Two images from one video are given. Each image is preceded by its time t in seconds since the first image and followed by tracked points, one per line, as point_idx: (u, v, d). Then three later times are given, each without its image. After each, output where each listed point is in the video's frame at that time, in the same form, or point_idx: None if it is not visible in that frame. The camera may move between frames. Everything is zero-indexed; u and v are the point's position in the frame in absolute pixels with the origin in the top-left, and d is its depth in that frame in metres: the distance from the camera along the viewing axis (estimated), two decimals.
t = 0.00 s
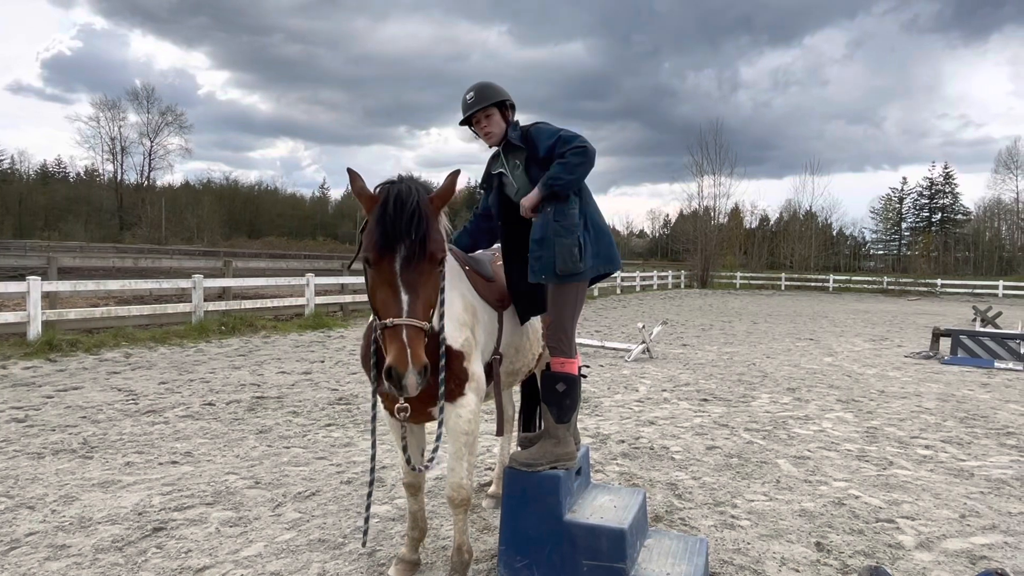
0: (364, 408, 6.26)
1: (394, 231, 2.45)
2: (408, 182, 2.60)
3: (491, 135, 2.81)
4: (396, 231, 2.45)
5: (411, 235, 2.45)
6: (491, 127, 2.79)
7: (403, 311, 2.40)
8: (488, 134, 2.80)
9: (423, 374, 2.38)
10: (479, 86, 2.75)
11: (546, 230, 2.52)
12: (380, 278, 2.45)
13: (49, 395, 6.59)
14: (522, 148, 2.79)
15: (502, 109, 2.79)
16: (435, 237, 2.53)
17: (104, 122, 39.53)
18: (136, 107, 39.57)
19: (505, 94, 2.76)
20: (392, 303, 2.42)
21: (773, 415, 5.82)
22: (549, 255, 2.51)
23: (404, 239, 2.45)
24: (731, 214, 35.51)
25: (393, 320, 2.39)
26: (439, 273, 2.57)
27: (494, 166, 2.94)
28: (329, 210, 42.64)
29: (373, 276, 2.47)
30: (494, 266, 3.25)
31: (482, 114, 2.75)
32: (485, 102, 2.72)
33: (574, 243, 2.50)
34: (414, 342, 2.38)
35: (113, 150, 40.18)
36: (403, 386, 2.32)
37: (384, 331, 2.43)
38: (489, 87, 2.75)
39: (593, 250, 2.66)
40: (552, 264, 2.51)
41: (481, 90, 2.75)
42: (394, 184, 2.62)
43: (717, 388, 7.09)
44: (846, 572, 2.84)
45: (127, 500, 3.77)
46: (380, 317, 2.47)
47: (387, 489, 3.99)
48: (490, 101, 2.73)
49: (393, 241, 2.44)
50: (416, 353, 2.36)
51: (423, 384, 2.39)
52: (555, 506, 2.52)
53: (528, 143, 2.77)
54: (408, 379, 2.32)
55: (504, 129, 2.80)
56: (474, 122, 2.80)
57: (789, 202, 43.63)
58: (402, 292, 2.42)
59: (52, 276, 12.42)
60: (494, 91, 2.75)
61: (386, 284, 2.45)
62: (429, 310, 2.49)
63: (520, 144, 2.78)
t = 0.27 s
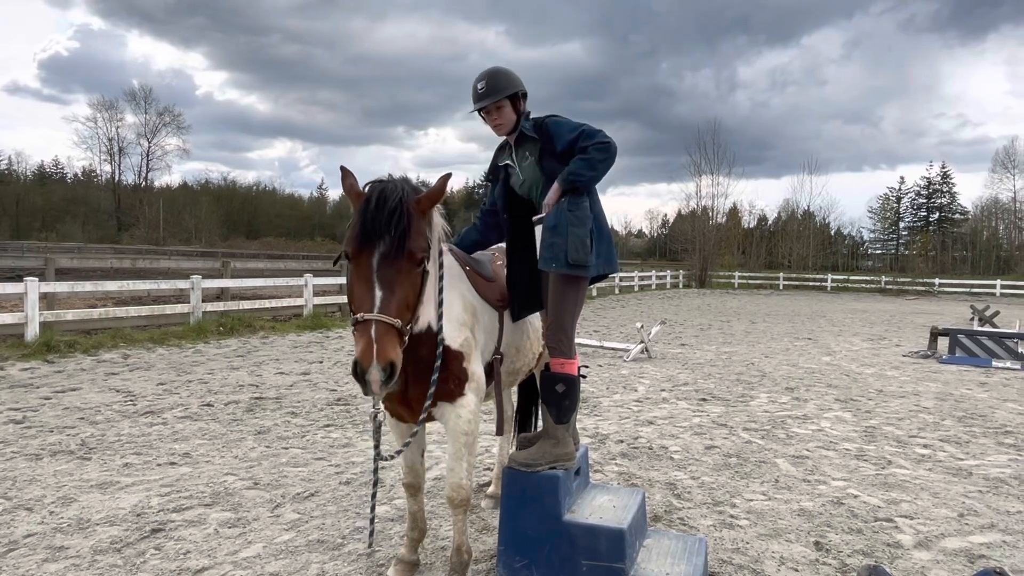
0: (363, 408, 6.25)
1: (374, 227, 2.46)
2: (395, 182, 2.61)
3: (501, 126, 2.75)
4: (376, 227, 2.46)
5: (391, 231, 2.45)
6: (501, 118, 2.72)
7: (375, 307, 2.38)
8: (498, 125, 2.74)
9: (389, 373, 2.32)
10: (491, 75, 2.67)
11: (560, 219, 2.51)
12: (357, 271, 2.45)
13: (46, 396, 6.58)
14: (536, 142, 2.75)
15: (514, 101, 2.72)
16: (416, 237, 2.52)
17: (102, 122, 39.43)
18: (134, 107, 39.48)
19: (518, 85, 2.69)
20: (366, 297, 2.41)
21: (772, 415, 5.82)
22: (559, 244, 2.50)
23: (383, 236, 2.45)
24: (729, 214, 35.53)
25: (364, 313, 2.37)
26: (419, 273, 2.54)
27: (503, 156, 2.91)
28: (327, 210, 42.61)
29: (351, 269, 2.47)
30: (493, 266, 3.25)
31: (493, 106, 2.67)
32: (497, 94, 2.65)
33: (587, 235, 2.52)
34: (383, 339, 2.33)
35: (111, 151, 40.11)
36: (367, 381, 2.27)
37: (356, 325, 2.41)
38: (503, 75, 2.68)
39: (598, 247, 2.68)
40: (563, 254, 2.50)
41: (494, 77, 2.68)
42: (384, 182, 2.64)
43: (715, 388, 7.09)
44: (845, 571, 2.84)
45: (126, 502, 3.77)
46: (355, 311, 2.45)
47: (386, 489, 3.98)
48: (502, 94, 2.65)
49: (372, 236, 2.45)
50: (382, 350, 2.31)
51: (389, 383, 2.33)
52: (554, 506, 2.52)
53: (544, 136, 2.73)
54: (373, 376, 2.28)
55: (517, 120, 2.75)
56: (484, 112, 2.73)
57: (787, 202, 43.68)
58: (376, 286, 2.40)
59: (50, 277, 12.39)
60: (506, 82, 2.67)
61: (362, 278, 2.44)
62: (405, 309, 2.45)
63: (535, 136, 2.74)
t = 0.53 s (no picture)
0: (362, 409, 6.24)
1: (364, 220, 2.47)
2: (385, 177, 2.61)
3: (509, 125, 2.70)
4: (366, 220, 2.46)
5: (380, 224, 2.45)
6: (511, 117, 2.67)
7: (364, 298, 2.37)
8: (507, 123, 2.69)
9: (378, 364, 2.31)
10: (500, 71, 2.62)
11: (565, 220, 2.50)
12: (347, 264, 2.45)
13: (45, 398, 6.56)
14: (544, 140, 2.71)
15: (523, 98, 2.66)
16: (406, 229, 2.52)
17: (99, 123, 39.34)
18: (132, 108, 39.40)
19: (527, 82, 2.63)
20: (355, 289, 2.41)
21: (771, 414, 5.82)
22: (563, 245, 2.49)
23: (372, 228, 2.45)
24: (727, 213, 35.56)
25: (353, 305, 2.37)
26: (410, 266, 2.53)
27: (511, 151, 2.90)
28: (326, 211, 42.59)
29: (342, 262, 2.48)
30: (492, 266, 3.25)
31: (501, 104, 2.62)
32: (505, 92, 2.60)
33: (593, 237, 2.52)
34: (371, 330, 2.32)
35: (108, 151, 40.05)
36: (356, 373, 2.27)
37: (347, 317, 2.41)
38: (511, 71, 2.62)
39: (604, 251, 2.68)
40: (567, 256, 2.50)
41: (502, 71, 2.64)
42: (376, 178, 2.66)
43: (714, 387, 7.10)
44: (844, 570, 2.84)
45: (124, 503, 3.76)
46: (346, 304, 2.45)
47: (385, 490, 3.98)
48: (511, 92, 2.59)
49: (361, 228, 2.45)
50: (371, 341, 2.30)
51: (378, 375, 2.31)
52: (553, 507, 2.52)
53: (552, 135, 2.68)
54: (362, 367, 2.27)
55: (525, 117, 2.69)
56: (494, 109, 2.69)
57: (785, 201, 43.72)
58: (365, 278, 2.40)
59: (48, 278, 12.38)
60: (515, 79, 2.62)
61: (351, 270, 2.44)
62: (395, 301, 2.44)
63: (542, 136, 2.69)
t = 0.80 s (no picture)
0: (360, 410, 6.23)
1: (354, 217, 2.47)
2: (378, 173, 2.61)
3: (515, 120, 2.72)
4: (356, 217, 2.47)
5: (370, 220, 2.45)
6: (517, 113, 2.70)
7: (353, 294, 2.38)
8: (513, 119, 2.72)
9: (366, 359, 2.31)
10: (506, 66, 2.66)
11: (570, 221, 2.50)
12: (337, 261, 2.46)
13: (43, 399, 6.55)
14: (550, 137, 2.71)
15: (530, 94, 2.69)
16: (398, 225, 2.50)
17: (97, 124, 39.27)
18: (130, 109, 39.33)
19: (532, 78, 2.65)
20: (345, 285, 2.41)
21: (769, 414, 5.83)
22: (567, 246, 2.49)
23: (362, 224, 2.44)
24: (725, 213, 35.60)
25: (341, 301, 2.37)
26: (401, 262, 2.52)
27: (517, 147, 2.89)
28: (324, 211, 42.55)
29: (333, 259, 2.49)
30: (490, 267, 3.26)
31: (507, 99, 2.66)
32: (511, 87, 2.63)
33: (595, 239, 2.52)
34: (359, 326, 2.33)
35: (106, 152, 39.98)
36: (343, 369, 2.27)
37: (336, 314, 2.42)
38: (517, 67, 2.66)
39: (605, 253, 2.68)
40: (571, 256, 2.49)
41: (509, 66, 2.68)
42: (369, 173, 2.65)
43: (713, 387, 7.10)
44: (844, 569, 2.84)
45: (122, 504, 3.75)
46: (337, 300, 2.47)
47: (384, 490, 3.98)
48: (516, 87, 2.63)
49: (351, 225, 2.45)
50: (358, 337, 2.30)
51: (366, 370, 2.31)
52: (552, 507, 2.52)
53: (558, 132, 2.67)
54: (349, 362, 2.27)
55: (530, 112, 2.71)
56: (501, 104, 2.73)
57: (783, 200, 43.77)
58: (354, 274, 2.40)
59: (45, 280, 12.35)
60: (521, 75, 2.65)
61: (341, 266, 2.44)
62: (384, 298, 2.43)
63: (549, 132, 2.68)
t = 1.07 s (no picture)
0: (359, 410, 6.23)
1: (342, 202, 2.52)
2: (368, 160, 2.63)
3: (514, 121, 2.74)
4: (345, 203, 2.52)
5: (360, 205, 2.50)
6: (515, 116, 2.72)
7: (344, 278, 2.45)
8: (511, 121, 2.74)
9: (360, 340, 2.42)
10: (502, 69, 2.67)
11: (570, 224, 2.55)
12: (329, 245, 2.52)
13: (40, 401, 6.54)
14: (551, 138, 2.68)
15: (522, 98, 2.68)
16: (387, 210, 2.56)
17: (95, 124, 39.21)
18: (127, 109, 39.29)
19: (521, 80, 2.65)
20: (336, 269, 2.48)
21: (768, 413, 5.83)
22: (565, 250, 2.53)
23: (350, 210, 2.50)
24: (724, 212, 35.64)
25: (333, 284, 2.44)
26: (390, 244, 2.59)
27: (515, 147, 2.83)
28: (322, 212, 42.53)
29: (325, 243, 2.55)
30: (488, 267, 3.25)
31: (504, 101, 2.67)
32: (505, 90, 2.66)
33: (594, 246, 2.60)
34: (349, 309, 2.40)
35: (104, 153, 39.94)
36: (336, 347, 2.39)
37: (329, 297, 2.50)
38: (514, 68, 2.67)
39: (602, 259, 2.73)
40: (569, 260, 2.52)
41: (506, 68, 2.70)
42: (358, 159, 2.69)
43: (711, 386, 7.11)
44: (842, 569, 2.84)
45: (120, 506, 3.75)
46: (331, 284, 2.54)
47: (382, 492, 3.97)
48: (512, 89, 2.65)
49: (340, 210, 2.51)
50: (349, 318, 2.39)
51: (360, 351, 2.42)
52: (549, 507, 2.53)
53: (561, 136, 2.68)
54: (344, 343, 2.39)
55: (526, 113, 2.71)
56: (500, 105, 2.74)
57: (781, 200, 43.83)
58: (345, 258, 2.47)
59: (43, 281, 12.32)
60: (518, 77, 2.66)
61: (332, 251, 2.51)
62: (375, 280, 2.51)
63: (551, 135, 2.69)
